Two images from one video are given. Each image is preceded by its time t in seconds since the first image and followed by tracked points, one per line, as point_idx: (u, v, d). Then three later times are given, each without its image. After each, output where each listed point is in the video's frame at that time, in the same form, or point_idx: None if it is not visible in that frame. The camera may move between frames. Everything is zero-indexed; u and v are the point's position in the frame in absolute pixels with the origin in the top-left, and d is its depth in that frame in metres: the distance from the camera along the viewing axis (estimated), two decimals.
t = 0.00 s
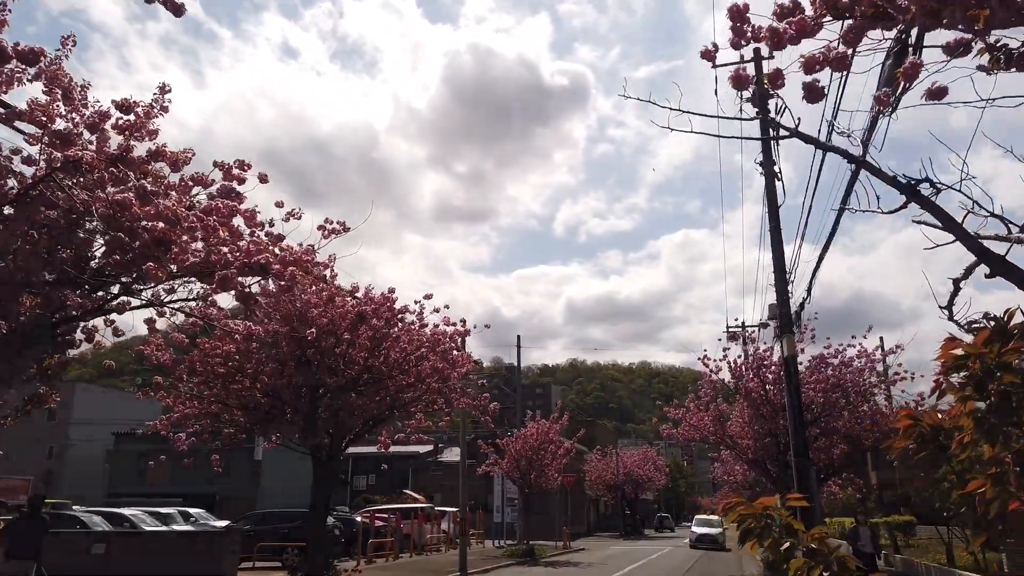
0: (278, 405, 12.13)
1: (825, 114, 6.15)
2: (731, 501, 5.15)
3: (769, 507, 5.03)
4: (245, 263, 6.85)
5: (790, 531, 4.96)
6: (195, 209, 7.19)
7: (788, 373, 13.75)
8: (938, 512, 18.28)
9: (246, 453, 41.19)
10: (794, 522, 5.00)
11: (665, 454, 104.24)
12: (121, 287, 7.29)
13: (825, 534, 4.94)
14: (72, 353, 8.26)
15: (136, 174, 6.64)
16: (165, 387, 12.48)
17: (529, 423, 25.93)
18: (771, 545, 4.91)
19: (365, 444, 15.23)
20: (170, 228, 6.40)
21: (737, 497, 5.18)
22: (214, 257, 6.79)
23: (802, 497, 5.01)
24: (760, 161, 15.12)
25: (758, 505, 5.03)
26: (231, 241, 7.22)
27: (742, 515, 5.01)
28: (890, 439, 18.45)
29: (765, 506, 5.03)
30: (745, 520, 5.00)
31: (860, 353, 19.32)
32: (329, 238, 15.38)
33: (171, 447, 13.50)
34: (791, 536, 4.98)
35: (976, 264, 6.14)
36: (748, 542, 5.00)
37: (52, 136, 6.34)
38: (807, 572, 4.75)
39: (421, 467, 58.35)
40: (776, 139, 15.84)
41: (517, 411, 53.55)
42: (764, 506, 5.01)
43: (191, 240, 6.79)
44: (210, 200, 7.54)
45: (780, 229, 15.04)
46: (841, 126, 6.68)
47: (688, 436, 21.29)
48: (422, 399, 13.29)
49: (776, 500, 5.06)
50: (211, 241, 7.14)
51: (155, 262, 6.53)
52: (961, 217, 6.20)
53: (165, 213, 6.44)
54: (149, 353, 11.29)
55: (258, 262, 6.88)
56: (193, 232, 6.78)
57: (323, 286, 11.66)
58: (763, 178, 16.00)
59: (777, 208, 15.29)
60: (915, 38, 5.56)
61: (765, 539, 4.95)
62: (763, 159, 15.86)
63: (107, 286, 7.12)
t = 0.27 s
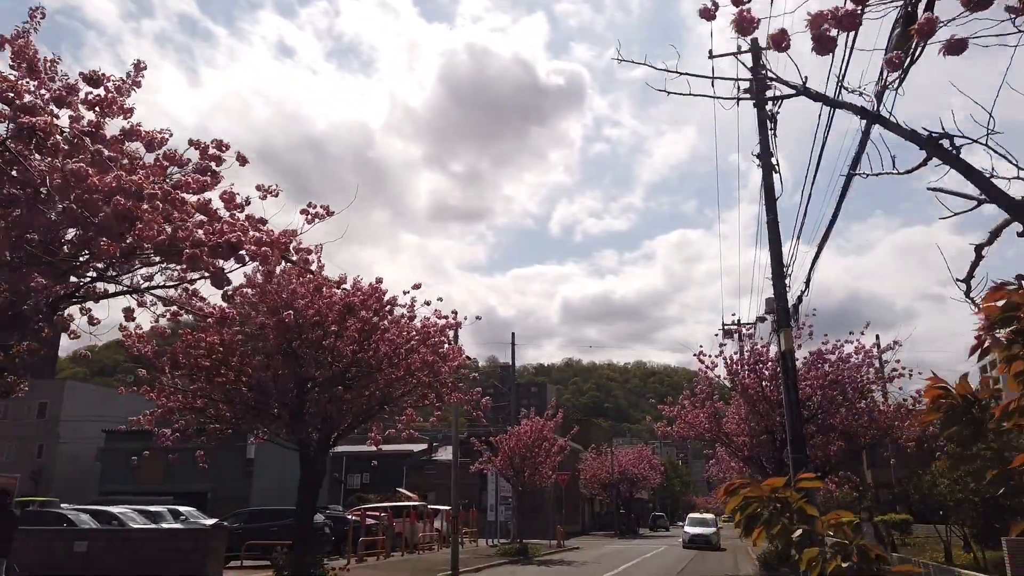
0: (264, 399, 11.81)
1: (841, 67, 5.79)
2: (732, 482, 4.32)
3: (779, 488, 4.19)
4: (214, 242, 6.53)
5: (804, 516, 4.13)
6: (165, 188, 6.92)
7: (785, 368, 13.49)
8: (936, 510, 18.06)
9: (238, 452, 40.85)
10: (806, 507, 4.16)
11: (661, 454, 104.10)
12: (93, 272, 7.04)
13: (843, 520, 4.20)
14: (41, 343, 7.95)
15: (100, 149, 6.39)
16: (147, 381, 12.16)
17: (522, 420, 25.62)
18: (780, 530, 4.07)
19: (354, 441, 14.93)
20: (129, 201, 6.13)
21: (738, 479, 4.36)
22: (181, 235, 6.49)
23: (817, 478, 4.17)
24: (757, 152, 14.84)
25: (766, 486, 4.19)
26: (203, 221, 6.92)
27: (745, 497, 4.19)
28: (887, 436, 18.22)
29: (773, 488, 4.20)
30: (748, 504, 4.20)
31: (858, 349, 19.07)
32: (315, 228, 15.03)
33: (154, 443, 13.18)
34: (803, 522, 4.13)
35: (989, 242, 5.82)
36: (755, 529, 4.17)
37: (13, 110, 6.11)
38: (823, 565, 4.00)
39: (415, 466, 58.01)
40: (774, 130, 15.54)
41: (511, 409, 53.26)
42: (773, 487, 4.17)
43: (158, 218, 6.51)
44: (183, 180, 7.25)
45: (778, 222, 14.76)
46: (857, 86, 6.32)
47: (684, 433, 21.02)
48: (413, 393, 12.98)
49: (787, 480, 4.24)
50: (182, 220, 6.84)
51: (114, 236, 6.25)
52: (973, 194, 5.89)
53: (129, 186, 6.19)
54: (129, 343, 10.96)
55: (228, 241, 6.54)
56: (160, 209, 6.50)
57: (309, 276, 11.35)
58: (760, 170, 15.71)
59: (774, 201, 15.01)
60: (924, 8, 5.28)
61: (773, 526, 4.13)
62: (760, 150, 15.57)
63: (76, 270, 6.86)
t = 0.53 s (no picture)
0: (249, 397, 11.51)
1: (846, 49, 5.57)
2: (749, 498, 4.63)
3: (793, 506, 4.54)
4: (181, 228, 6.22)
5: (820, 536, 4.41)
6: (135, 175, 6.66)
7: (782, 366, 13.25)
8: (934, 510, 17.86)
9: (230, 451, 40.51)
10: (823, 527, 4.43)
11: (656, 453, 103.93)
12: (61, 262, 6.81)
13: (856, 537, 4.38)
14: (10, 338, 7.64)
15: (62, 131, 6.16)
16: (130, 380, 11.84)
17: (516, 419, 25.33)
18: (794, 552, 4.31)
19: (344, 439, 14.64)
20: (88, 183, 5.94)
21: (757, 497, 4.68)
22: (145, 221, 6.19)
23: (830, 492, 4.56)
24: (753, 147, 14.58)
25: (781, 505, 4.53)
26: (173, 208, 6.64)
27: (757, 517, 4.50)
28: (885, 435, 17.99)
29: (790, 507, 4.53)
30: (760, 524, 4.50)
31: (856, 348, 18.83)
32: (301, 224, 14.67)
33: (137, 443, 12.85)
34: (821, 545, 4.38)
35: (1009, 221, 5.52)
36: (766, 551, 4.44)
37: None
38: None
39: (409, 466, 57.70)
40: (771, 124, 15.30)
41: (506, 408, 52.98)
42: (786, 505, 4.53)
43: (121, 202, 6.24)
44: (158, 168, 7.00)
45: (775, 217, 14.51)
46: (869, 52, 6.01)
47: (679, 433, 20.77)
48: (402, 392, 12.66)
49: (802, 498, 4.57)
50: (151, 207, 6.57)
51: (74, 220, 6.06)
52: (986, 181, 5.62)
53: (89, 169, 5.96)
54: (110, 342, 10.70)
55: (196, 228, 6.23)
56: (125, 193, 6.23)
57: (295, 270, 11.06)
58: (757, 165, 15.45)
59: (772, 196, 14.76)
60: None
61: (787, 547, 4.37)
62: (757, 145, 15.31)
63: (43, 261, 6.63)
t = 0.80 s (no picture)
0: (233, 393, 11.21)
1: (854, 8, 5.32)
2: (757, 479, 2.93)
3: (817, 488, 2.83)
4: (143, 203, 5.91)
5: (860, 529, 2.81)
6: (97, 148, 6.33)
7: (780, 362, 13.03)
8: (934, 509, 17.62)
9: (222, 450, 40.21)
10: (859, 511, 2.83)
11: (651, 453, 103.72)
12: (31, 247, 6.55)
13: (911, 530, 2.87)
14: None
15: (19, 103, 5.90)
16: (111, 374, 11.54)
17: (510, 418, 25.04)
18: (820, 551, 2.73)
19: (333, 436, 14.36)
20: (43, 154, 5.65)
21: (766, 471, 2.94)
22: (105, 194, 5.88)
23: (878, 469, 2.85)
24: (751, 138, 14.33)
25: (801, 489, 2.82)
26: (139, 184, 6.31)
27: (772, 501, 2.83)
28: (884, 433, 17.76)
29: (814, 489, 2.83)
30: (777, 511, 2.85)
31: (854, 344, 18.59)
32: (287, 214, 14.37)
33: (120, 440, 12.53)
34: (856, 536, 2.82)
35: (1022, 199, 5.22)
36: (784, 551, 2.86)
37: None
38: None
39: (403, 465, 57.33)
40: (769, 116, 15.08)
41: (500, 407, 52.69)
42: (810, 486, 2.81)
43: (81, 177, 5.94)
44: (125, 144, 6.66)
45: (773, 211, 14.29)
46: None
47: (675, 431, 20.52)
48: (393, 388, 12.37)
49: (831, 473, 2.89)
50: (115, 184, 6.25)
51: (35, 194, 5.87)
52: (1001, 156, 5.35)
53: (43, 138, 5.66)
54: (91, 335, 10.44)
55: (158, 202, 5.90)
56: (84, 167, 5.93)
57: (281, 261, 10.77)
58: (755, 158, 15.20)
59: (770, 189, 14.54)
60: None
61: (811, 540, 2.78)
62: (755, 137, 15.05)
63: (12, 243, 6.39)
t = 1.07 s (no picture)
0: (218, 391, 10.93)
1: None
2: (797, 487, 3.32)
3: (867, 500, 3.18)
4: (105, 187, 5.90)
5: (915, 544, 3.12)
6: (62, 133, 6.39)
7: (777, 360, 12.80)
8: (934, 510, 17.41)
9: (214, 449, 39.89)
10: (914, 526, 3.17)
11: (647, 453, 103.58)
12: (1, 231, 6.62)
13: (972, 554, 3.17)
14: None
15: None
16: (93, 372, 11.24)
17: (504, 417, 24.74)
18: (866, 561, 3.07)
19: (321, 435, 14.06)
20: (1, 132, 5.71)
21: (809, 479, 3.35)
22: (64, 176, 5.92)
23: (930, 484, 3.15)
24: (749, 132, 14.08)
25: (851, 504, 3.18)
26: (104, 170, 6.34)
27: (818, 512, 3.19)
28: (882, 433, 17.53)
29: (862, 502, 3.19)
30: (823, 522, 3.21)
31: (852, 343, 18.34)
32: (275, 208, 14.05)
33: (103, 438, 12.22)
34: (915, 554, 3.12)
35: None
36: (832, 566, 3.26)
37: None
38: None
39: (398, 466, 57.02)
40: (767, 110, 14.79)
41: (495, 407, 52.40)
42: (858, 498, 3.18)
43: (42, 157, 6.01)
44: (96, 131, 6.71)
45: (772, 206, 14.01)
46: None
47: (671, 430, 20.27)
48: (382, 386, 12.08)
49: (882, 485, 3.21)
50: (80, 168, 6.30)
51: None
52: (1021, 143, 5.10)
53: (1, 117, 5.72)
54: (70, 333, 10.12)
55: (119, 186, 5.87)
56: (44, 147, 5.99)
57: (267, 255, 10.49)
58: (753, 152, 14.94)
59: (768, 184, 14.26)
60: None
61: (860, 554, 3.11)
62: (753, 132, 14.79)
63: None
